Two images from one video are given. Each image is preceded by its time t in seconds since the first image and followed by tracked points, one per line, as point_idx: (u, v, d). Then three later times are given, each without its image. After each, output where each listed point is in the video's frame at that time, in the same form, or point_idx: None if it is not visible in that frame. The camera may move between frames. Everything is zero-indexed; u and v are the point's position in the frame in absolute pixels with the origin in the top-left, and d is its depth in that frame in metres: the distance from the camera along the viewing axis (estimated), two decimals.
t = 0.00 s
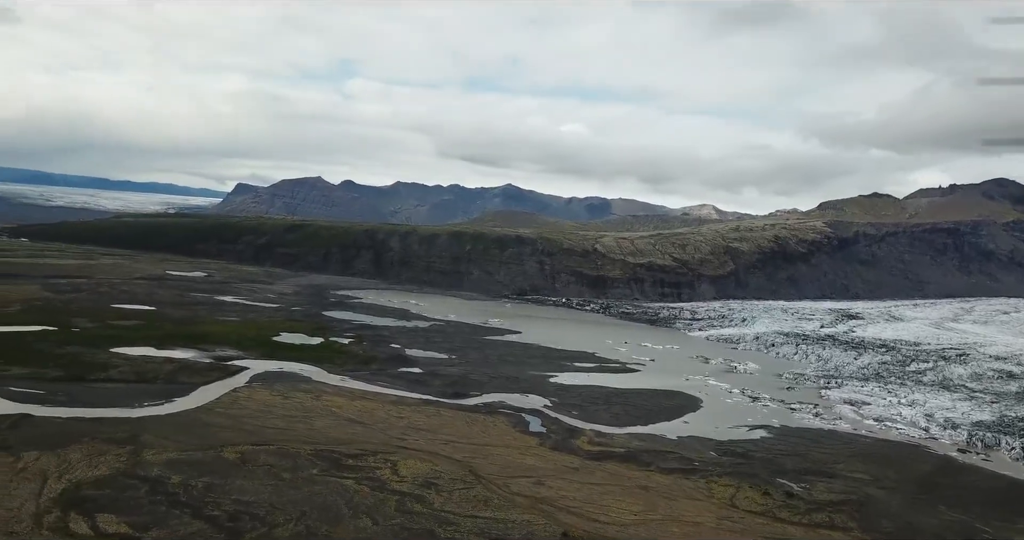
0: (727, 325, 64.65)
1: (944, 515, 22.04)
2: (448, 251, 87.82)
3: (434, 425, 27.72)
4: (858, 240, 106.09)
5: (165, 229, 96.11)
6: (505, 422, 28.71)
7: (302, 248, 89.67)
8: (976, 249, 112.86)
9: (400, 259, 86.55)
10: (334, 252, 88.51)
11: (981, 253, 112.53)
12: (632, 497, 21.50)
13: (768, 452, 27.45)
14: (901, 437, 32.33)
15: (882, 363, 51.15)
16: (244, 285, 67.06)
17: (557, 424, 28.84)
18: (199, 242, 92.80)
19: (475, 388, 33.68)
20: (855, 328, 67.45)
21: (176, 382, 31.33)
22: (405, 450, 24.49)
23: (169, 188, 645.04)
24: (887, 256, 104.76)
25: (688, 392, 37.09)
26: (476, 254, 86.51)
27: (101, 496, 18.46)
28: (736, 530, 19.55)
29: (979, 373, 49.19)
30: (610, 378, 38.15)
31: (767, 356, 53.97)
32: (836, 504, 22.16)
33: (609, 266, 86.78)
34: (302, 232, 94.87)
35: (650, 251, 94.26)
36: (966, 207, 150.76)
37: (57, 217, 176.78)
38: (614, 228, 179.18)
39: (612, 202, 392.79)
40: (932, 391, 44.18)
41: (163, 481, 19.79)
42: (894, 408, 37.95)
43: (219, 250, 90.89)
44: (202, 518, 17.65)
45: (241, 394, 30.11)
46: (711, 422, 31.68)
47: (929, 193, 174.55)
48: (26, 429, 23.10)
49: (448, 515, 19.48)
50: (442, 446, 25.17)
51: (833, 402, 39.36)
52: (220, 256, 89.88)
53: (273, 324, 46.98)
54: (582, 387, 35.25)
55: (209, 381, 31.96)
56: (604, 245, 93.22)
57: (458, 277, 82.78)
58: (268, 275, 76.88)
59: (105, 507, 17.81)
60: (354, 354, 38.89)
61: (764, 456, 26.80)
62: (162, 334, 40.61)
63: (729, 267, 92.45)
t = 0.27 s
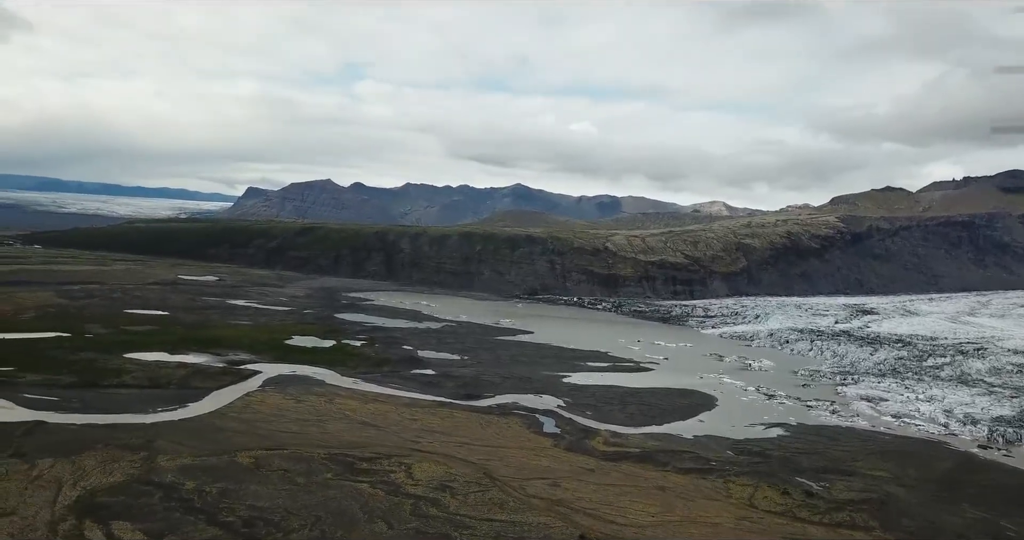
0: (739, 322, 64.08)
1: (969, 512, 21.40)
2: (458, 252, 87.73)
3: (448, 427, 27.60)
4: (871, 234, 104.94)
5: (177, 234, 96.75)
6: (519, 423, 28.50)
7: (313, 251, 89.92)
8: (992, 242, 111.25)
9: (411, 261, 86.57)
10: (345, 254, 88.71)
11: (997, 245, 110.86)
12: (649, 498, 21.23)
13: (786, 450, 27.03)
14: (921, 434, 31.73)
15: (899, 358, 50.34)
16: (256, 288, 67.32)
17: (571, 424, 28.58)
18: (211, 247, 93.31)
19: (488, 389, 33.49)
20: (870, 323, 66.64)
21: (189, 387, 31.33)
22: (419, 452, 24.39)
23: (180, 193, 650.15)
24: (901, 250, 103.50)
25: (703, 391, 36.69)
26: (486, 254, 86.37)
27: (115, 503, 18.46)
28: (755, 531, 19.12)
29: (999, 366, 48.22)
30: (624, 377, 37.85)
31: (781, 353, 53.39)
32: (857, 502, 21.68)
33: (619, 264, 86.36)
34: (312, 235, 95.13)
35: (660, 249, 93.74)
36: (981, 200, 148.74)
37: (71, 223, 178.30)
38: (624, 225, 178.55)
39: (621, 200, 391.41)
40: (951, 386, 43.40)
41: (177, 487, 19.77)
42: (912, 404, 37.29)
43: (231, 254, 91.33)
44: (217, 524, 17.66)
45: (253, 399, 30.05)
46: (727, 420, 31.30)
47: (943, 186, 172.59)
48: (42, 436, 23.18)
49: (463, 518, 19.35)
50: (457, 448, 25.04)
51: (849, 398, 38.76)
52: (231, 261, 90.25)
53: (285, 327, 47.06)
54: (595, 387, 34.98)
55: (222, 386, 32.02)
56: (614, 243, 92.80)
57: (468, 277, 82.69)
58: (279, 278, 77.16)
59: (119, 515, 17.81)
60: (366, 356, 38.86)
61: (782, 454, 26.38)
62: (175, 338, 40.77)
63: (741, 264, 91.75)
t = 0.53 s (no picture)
0: (739, 316, 63.98)
1: (975, 503, 21.22)
2: (456, 251, 87.54)
3: (449, 427, 27.49)
4: (870, 226, 104.78)
5: (174, 238, 96.58)
6: (520, 422, 28.36)
7: (311, 253, 89.73)
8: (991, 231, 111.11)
9: (409, 261, 86.39)
10: (343, 256, 88.54)
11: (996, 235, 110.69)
12: (652, 496, 21.12)
13: (789, 444, 26.90)
14: (924, 425, 31.60)
15: (899, 349, 50.18)
16: (254, 292, 67.16)
17: (573, 423, 28.44)
18: (209, 250, 93.03)
19: (489, 388, 33.35)
20: (870, 315, 66.56)
21: (188, 392, 31.17)
22: (421, 454, 24.31)
23: (177, 198, 649.13)
24: (900, 241, 103.40)
25: (705, 386, 36.55)
26: (485, 253, 86.19)
27: (115, 512, 18.36)
28: (760, 528, 18.87)
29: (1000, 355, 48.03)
30: (625, 374, 37.72)
31: (781, 347, 53.29)
32: (862, 496, 21.52)
33: (618, 260, 86.23)
34: (310, 237, 94.90)
35: (659, 244, 93.62)
36: (979, 189, 148.57)
37: (67, 229, 177.59)
38: (623, 222, 178.43)
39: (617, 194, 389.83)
40: (952, 376, 43.25)
41: (177, 495, 19.65)
42: (914, 396, 37.16)
43: (229, 257, 91.15)
44: (217, 532, 17.63)
45: (253, 404, 29.84)
46: (729, 415, 31.18)
47: (941, 176, 172.37)
48: (40, 444, 23.05)
49: (466, 521, 19.26)
50: (458, 449, 24.93)
51: (851, 391, 38.62)
52: (229, 264, 89.95)
53: (284, 330, 46.94)
54: (596, 384, 34.86)
55: (222, 390, 31.90)
56: (612, 239, 92.67)
57: (467, 276, 82.57)
58: (278, 281, 76.99)
59: (119, 524, 17.71)
60: (366, 358, 38.74)
61: (785, 448, 26.25)
62: (174, 343, 40.64)
63: (740, 258, 91.64)
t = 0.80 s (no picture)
0: (697, 308, 65.10)
1: (927, 484, 21.93)
2: (415, 248, 86.69)
3: (411, 429, 27.18)
4: (820, 217, 108.00)
5: (120, 241, 92.96)
6: (483, 421, 28.21)
7: (266, 254, 87.60)
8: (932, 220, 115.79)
9: (367, 260, 85.16)
10: (299, 256, 86.73)
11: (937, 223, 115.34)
12: (617, 490, 21.22)
13: (747, 433, 27.43)
14: (876, 411, 32.64)
15: (850, 336, 51.80)
16: (206, 295, 65.19)
17: (535, 419, 28.43)
18: (158, 253, 89.89)
19: (450, 387, 33.11)
20: (822, 304, 68.64)
21: (137, 401, 30.01)
22: (382, 458, 23.99)
23: (125, 200, 626.10)
24: (848, 232, 106.90)
25: (664, 378, 37.02)
26: (444, 250, 85.62)
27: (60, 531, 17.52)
28: (722, 518, 19.13)
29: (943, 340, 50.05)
30: (586, 368, 37.94)
31: (738, 338, 54.43)
32: (818, 481, 22.04)
33: (577, 256, 86.78)
34: (264, 237, 92.62)
35: (617, 239, 94.63)
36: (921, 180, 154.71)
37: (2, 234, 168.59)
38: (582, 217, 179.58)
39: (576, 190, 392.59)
40: (900, 362, 44.88)
41: (128, 508, 19.15)
42: (866, 382, 38.40)
43: (179, 260, 88.24)
44: None
45: (209, 412, 28.93)
46: (689, 407, 31.63)
47: (885, 167, 178.88)
48: None
49: (430, 523, 19.02)
50: (421, 451, 24.67)
51: (806, 379, 39.65)
52: (180, 268, 87.12)
53: (239, 334, 45.71)
54: (558, 380, 34.94)
55: (174, 397, 30.87)
56: (571, 235, 93.18)
57: (427, 275, 81.95)
58: (231, 283, 74.89)
59: None
60: (324, 361, 38.08)
61: (744, 437, 26.76)
62: (122, 350, 39.11)
63: (696, 250, 93.31)
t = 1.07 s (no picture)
0: (672, 300, 65.54)
1: (903, 470, 22.17)
2: (388, 246, 85.87)
3: (389, 429, 26.80)
4: (789, 208, 109.65)
5: (84, 245, 90.41)
6: (462, 419, 27.96)
7: (236, 256, 86.01)
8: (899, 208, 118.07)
9: (340, 259, 84.15)
10: (270, 257, 85.37)
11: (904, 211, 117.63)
12: (599, 485, 21.11)
13: (726, 424, 27.58)
14: (851, 398, 33.11)
15: (823, 324, 52.56)
16: (176, 298, 63.75)
17: (514, 416, 28.27)
18: (125, 257, 87.70)
19: (427, 386, 32.80)
20: (794, 293, 69.64)
21: (107, 408, 29.17)
22: (360, 460, 23.60)
23: (90, 203, 610.57)
24: (817, 221, 108.65)
25: (642, 371, 37.13)
26: (418, 248, 84.94)
27: None
28: (704, 510, 19.14)
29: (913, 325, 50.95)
30: (563, 363, 37.90)
31: (713, 329, 54.92)
32: (798, 468, 22.23)
33: (552, 251, 86.84)
34: (234, 238, 90.92)
35: (591, 233, 94.88)
36: (887, 169, 157.84)
37: None
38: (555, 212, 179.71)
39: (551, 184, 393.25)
40: (872, 349, 45.68)
41: (100, 519, 18.66)
42: (840, 370, 38.95)
43: (146, 264, 86.23)
44: None
45: (182, 418, 28.22)
46: (667, 399, 31.74)
47: (852, 157, 182.14)
48: None
49: (411, 524, 18.73)
50: (399, 452, 24.32)
51: (782, 368, 40.13)
52: (148, 271, 85.10)
53: (210, 337, 44.80)
54: (536, 375, 34.83)
55: (145, 404, 30.12)
56: (546, 230, 93.18)
57: (401, 273, 81.33)
58: (201, 286, 73.35)
59: None
60: (298, 363, 37.52)
61: (723, 428, 26.90)
62: (89, 357, 38.06)
63: (669, 243, 93.99)
